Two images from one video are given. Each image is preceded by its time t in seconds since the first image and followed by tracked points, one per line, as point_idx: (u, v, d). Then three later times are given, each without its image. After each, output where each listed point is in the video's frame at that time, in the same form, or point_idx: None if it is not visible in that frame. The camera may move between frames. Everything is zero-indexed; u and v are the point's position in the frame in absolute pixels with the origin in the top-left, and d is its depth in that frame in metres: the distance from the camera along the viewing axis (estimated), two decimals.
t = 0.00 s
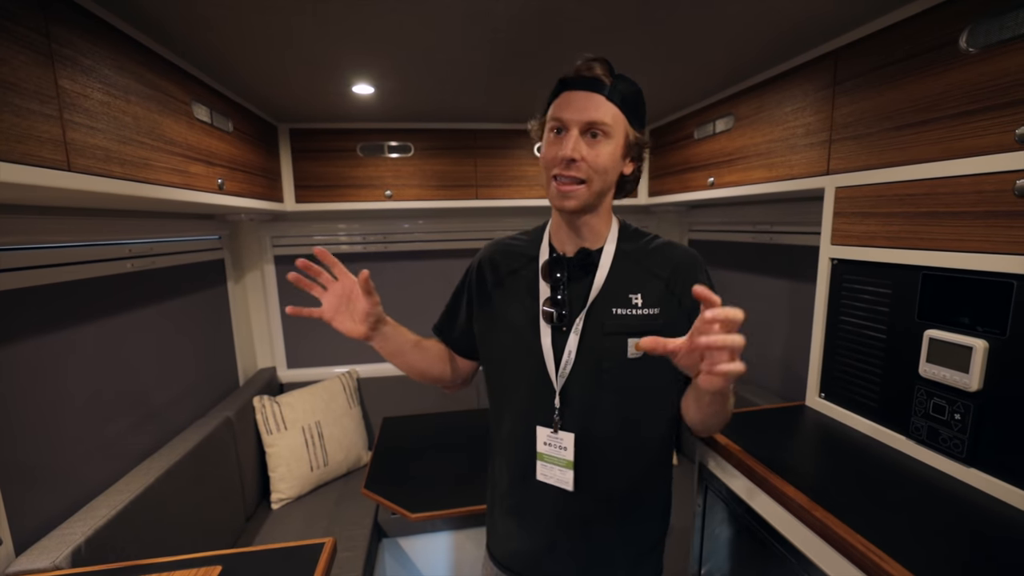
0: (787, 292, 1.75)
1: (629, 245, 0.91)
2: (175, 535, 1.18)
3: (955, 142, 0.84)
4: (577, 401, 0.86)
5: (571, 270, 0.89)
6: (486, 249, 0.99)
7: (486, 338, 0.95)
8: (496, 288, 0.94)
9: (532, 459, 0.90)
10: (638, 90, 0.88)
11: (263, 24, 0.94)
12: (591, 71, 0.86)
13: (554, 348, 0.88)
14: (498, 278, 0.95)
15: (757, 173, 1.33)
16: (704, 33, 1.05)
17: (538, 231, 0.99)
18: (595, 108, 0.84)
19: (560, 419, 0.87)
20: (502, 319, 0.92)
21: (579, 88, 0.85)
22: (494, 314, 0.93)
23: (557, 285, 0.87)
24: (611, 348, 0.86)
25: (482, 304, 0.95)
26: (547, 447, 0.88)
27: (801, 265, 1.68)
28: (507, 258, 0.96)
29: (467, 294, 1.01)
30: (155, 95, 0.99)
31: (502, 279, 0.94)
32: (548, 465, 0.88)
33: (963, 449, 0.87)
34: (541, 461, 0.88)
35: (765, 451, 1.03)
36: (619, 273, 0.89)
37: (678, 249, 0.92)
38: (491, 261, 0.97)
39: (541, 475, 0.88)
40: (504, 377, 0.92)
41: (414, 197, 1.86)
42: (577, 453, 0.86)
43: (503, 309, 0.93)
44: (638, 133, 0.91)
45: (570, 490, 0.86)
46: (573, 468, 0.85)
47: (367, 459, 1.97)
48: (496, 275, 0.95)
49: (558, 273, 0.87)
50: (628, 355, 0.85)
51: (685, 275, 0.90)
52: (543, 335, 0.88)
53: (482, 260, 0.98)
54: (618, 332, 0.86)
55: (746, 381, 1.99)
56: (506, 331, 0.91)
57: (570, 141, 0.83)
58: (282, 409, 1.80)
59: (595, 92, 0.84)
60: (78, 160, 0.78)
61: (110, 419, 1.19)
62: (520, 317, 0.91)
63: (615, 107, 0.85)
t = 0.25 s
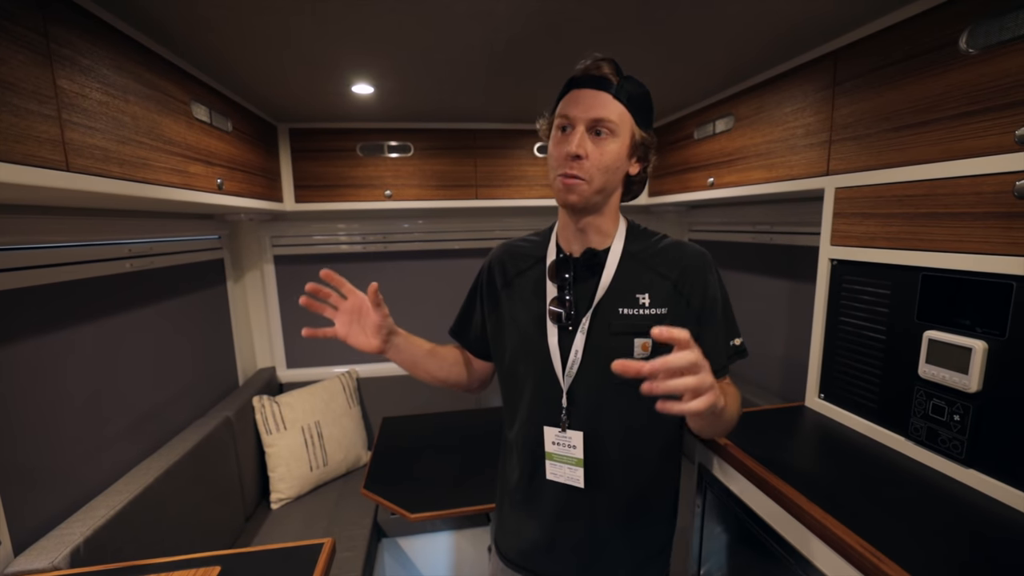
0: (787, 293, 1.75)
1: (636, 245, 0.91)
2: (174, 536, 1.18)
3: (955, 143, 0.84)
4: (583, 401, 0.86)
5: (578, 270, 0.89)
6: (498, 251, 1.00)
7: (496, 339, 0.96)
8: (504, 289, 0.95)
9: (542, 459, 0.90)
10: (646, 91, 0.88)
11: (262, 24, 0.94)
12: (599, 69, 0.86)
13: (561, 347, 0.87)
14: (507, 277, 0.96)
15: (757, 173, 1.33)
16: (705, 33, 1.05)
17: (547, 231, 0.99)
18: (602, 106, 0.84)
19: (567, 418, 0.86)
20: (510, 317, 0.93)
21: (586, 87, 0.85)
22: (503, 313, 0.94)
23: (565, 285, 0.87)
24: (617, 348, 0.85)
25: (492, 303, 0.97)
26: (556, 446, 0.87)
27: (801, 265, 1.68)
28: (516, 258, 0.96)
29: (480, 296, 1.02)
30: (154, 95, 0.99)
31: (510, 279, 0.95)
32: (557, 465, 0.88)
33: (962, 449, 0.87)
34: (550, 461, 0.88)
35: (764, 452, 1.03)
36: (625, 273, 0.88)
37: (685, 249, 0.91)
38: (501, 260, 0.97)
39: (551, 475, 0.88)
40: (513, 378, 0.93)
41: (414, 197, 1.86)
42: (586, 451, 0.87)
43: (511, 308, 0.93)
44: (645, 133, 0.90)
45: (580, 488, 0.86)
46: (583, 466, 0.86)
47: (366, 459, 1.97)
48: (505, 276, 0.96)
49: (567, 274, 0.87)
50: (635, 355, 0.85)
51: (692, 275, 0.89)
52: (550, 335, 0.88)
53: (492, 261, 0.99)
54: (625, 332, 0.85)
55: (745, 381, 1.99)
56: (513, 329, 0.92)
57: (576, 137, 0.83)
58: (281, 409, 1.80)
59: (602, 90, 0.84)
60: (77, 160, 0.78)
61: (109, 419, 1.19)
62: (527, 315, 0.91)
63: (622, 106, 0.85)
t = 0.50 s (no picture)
0: (786, 293, 1.75)
1: (635, 246, 0.91)
2: (174, 536, 1.18)
3: (953, 143, 0.84)
4: (580, 402, 0.86)
5: (578, 271, 0.89)
6: (500, 251, 1.00)
7: (500, 338, 0.97)
8: (506, 290, 0.96)
9: (537, 454, 0.91)
10: (656, 98, 0.88)
11: (261, 24, 0.94)
12: (613, 72, 0.86)
13: (558, 348, 0.88)
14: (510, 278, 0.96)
15: (756, 173, 1.33)
16: (703, 32, 1.05)
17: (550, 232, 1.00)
18: (609, 111, 0.83)
19: (563, 417, 0.87)
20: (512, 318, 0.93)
21: (595, 88, 0.85)
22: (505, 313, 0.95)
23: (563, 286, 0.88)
24: (614, 349, 0.85)
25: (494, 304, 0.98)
26: (550, 443, 0.88)
27: (800, 265, 1.68)
28: (518, 259, 0.97)
29: (483, 295, 1.03)
30: (153, 96, 0.99)
31: (512, 281, 0.96)
32: (551, 461, 0.88)
33: (960, 449, 0.87)
34: (544, 457, 0.89)
35: (763, 452, 1.03)
36: (622, 274, 0.88)
37: (686, 248, 0.90)
38: (504, 261, 0.98)
39: (545, 471, 0.89)
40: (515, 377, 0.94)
41: (414, 197, 1.86)
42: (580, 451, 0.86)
43: (513, 309, 0.94)
44: (650, 142, 0.91)
45: (572, 485, 0.86)
46: (575, 465, 0.86)
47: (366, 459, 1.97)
48: (507, 278, 0.97)
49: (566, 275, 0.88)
50: (631, 357, 0.84)
51: (692, 274, 0.88)
52: (548, 335, 0.88)
53: (496, 261, 1.00)
54: (622, 333, 0.85)
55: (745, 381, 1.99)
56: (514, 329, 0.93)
57: (582, 139, 0.83)
58: (281, 409, 1.80)
59: (612, 93, 0.84)
60: (75, 161, 0.78)
61: (109, 420, 1.18)
62: (528, 316, 0.92)
63: (630, 111, 0.85)
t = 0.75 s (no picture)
0: (785, 292, 1.75)
1: (635, 243, 0.92)
2: (173, 534, 1.18)
3: (950, 143, 0.84)
4: (584, 397, 0.87)
5: (581, 268, 0.89)
6: (498, 241, 0.99)
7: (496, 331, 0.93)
8: (507, 280, 0.94)
9: (537, 454, 0.90)
10: (647, 91, 0.89)
11: (260, 24, 0.94)
12: (606, 78, 0.84)
13: (564, 344, 0.88)
14: (508, 271, 0.94)
15: (755, 173, 1.33)
16: (702, 32, 1.05)
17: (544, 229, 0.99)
18: (613, 118, 0.83)
19: (568, 413, 0.87)
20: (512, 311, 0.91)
21: (596, 97, 0.84)
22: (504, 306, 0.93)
23: (568, 282, 0.87)
24: (617, 344, 0.87)
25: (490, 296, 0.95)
26: (555, 439, 0.88)
27: (798, 265, 1.68)
28: (517, 253, 0.96)
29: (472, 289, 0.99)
30: (153, 95, 0.99)
31: (514, 271, 0.94)
32: (555, 458, 0.88)
33: (957, 448, 0.88)
34: (548, 454, 0.88)
35: (762, 452, 1.04)
36: (625, 270, 0.89)
37: (680, 245, 0.94)
38: (501, 255, 0.96)
39: (548, 468, 0.88)
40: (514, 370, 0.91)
41: (413, 197, 1.87)
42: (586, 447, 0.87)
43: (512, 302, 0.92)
44: (648, 137, 0.92)
45: (580, 479, 0.87)
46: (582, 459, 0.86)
47: (365, 459, 1.98)
48: (508, 267, 0.94)
49: (569, 271, 0.87)
50: (634, 350, 0.87)
51: (688, 272, 0.92)
52: (553, 329, 0.87)
53: (491, 255, 0.97)
54: (625, 327, 0.87)
55: (744, 381, 1.99)
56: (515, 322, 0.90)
57: (590, 150, 0.83)
58: (280, 408, 1.80)
59: (612, 100, 0.83)
60: (75, 160, 0.78)
61: (108, 419, 1.19)
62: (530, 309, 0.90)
63: (632, 115, 0.85)
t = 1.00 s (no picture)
0: (784, 292, 1.75)
1: (631, 245, 0.93)
2: (173, 534, 1.19)
3: (948, 142, 0.84)
4: (588, 398, 0.87)
5: (581, 269, 0.89)
6: (483, 243, 0.97)
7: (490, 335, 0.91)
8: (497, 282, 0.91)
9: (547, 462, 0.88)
10: (654, 95, 0.89)
11: (259, 24, 0.94)
12: (615, 74, 0.85)
13: (568, 344, 0.87)
14: (501, 272, 0.91)
15: (753, 173, 1.34)
16: (700, 33, 1.05)
17: (537, 226, 0.98)
18: (618, 113, 0.84)
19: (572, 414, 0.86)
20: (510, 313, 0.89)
21: (603, 91, 0.84)
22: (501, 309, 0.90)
23: (568, 283, 0.87)
24: (619, 345, 0.87)
25: (484, 298, 0.91)
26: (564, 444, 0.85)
27: (797, 264, 1.68)
28: (511, 254, 0.93)
29: (462, 291, 0.94)
30: (152, 96, 1.00)
31: (504, 273, 0.91)
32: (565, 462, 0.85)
33: (954, 447, 0.88)
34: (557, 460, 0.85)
35: (761, 451, 1.04)
36: (625, 272, 0.90)
37: (670, 249, 0.96)
38: (493, 254, 0.93)
39: (558, 472, 0.86)
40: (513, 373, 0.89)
41: (413, 196, 1.87)
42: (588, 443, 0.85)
43: (509, 304, 0.89)
44: (654, 139, 0.92)
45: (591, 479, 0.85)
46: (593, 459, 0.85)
47: (365, 459, 1.98)
48: (500, 270, 0.92)
49: (564, 272, 0.87)
50: (635, 352, 0.87)
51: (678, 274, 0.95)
52: (556, 332, 0.86)
53: (483, 254, 0.94)
54: (627, 329, 0.87)
55: (743, 380, 2.00)
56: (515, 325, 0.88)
57: (592, 142, 0.83)
58: (280, 408, 1.81)
59: (618, 95, 0.84)
60: (74, 160, 0.78)
61: (108, 419, 1.19)
62: (529, 311, 0.88)
63: (636, 112, 0.86)
